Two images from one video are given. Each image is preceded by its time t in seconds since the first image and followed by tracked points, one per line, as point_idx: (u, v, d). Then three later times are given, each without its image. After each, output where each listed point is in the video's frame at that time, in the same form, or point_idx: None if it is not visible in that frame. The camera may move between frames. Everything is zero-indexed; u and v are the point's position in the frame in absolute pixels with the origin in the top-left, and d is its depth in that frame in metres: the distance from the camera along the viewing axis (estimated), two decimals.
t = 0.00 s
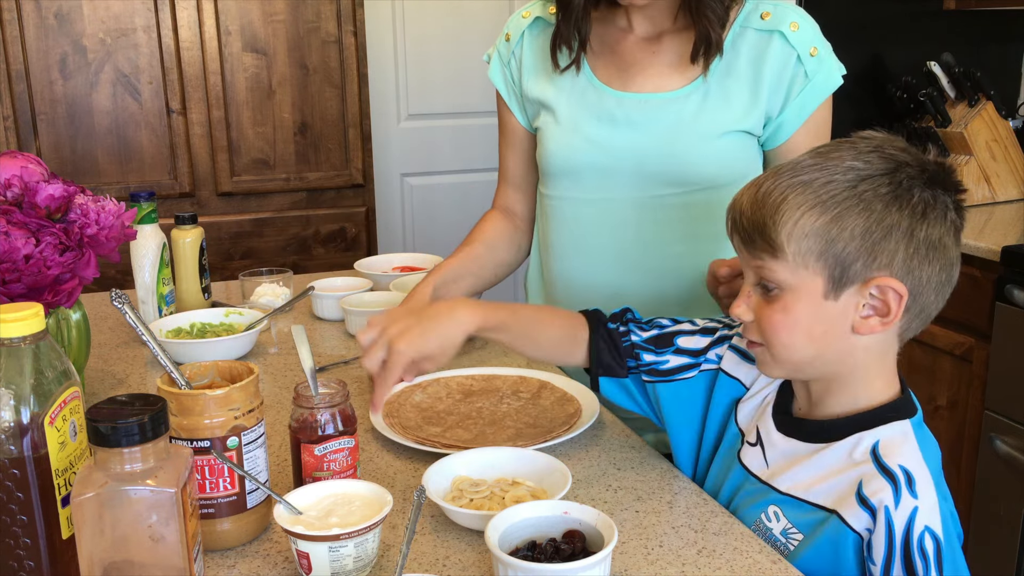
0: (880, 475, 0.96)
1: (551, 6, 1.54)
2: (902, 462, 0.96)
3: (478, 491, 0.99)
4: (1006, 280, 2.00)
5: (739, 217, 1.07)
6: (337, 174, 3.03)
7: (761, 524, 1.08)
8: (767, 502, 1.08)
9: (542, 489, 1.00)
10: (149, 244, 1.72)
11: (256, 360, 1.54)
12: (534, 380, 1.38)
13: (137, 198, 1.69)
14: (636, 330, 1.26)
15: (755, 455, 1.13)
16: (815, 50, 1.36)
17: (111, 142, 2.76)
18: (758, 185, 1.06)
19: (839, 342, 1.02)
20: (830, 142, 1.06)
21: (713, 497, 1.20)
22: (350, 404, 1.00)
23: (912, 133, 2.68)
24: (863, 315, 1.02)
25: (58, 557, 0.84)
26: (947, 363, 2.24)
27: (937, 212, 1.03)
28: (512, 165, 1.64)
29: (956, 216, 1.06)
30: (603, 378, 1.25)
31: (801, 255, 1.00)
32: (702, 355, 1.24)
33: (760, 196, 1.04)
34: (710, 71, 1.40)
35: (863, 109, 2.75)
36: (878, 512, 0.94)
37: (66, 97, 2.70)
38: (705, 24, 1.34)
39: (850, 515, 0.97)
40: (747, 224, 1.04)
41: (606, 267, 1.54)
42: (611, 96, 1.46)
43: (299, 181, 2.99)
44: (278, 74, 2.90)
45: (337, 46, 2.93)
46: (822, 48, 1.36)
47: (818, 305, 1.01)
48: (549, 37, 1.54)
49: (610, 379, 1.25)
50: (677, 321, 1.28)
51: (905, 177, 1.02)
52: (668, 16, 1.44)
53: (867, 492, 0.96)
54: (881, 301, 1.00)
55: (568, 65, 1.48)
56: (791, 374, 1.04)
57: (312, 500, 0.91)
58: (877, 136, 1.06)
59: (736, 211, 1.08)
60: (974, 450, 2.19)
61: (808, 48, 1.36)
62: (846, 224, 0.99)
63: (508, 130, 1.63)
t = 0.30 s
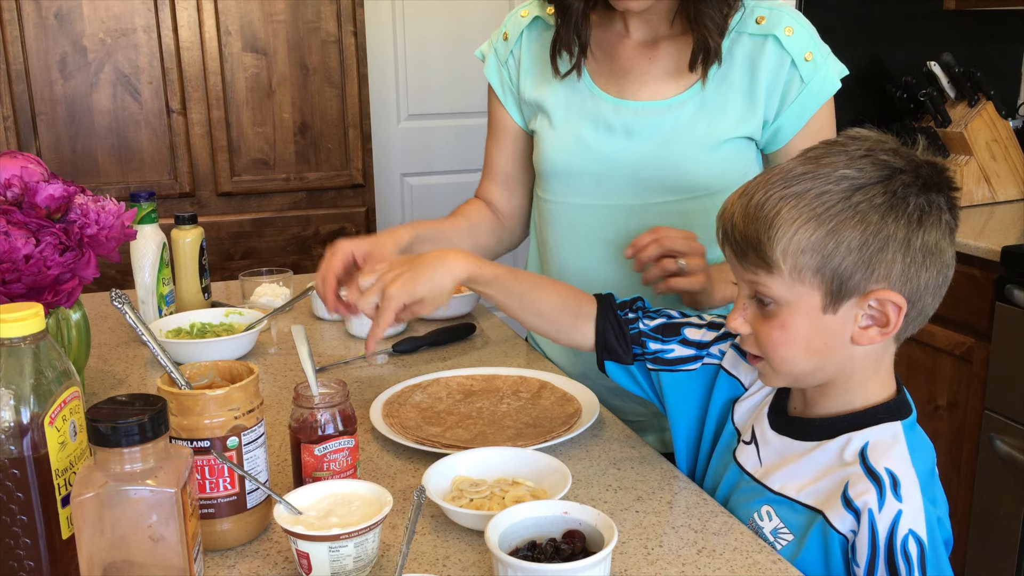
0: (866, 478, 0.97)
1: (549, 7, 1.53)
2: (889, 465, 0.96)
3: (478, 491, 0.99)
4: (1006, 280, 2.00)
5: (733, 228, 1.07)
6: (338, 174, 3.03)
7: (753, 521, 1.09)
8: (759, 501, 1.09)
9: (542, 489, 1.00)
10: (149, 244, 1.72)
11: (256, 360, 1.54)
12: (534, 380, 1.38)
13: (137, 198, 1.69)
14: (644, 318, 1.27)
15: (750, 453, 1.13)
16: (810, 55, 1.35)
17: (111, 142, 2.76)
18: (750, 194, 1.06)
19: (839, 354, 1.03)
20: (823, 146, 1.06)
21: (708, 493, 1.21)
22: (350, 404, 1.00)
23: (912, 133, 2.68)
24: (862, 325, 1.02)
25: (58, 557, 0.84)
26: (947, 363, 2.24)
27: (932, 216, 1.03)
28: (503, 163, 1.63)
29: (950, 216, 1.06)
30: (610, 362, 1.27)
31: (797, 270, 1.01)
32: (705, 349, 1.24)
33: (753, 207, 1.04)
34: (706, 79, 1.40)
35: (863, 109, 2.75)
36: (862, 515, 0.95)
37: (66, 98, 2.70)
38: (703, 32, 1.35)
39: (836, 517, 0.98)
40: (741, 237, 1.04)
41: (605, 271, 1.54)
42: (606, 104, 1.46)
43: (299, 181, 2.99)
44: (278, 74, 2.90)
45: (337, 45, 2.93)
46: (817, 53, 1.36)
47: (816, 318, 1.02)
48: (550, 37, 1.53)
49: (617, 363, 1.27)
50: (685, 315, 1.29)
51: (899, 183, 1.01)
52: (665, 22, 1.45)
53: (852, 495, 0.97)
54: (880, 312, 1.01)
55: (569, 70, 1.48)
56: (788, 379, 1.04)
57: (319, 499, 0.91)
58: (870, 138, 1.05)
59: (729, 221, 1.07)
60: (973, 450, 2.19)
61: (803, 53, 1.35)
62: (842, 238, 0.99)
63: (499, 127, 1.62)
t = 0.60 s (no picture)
0: (862, 485, 0.98)
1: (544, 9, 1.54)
2: (886, 472, 0.97)
3: (478, 491, 0.99)
4: (1007, 280, 2.00)
5: (729, 241, 1.06)
6: (337, 174, 3.03)
7: (751, 523, 1.12)
8: (759, 504, 1.12)
9: (542, 489, 1.00)
10: (149, 244, 1.72)
11: (255, 360, 1.54)
12: (534, 380, 1.38)
13: (137, 198, 1.69)
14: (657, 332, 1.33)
15: (752, 459, 1.16)
16: (805, 59, 1.35)
17: (111, 143, 2.76)
18: (745, 206, 1.05)
19: (840, 362, 1.03)
20: (816, 152, 1.05)
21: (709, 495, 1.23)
22: (350, 404, 1.00)
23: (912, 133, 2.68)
24: (866, 333, 1.02)
25: (58, 557, 0.84)
26: (946, 363, 2.24)
27: (932, 219, 1.02)
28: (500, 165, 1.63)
29: (949, 218, 1.05)
30: (627, 376, 1.31)
31: (799, 283, 1.00)
32: (715, 360, 1.28)
33: (750, 220, 1.04)
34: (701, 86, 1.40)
35: (864, 109, 2.75)
36: (857, 522, 0.96)
37: (67, 98, 2.70)
38: (696, 39, 1.36)
39: (832, 525, 1.00)
40: (738, 251, 1.04)
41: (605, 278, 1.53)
42: (604, 113, 1.46)
43: (299, 181, 2.99)
44: (278, 74, 2.90)
45: (337, 45, 2.93)
46: (813, 55, 1.35)
47: (819, 329, 1.02)
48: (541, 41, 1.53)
49: (634, 377, 1.30)
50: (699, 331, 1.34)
51: (897, 189, 1.01)
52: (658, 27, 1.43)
53: (847, 502, 0.98)
54: (885, 321, 1.01)
55: (557, 72, 1.49)
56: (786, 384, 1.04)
57: (319, 499, 0.91)
58: (864, 143, 1.04)
59: (725, 234, 1.07)
60: (973, 451, 2.19)
61: (798, 56, 1.35)
62: (842, 249, 0.99)
63: (495, 128, 1.62)
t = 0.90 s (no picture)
0: (851, 487, 1.00)
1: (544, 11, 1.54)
2: (875, 475, 0.99)
3: (478, 491, 0.99)
4: (1007, 279, 2.00)
5: (728, 249, 1.06)
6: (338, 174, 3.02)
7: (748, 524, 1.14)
8: (754, 503, 1.14)
9: (542, 489, 1.00)
10: (149, 244, 1.72)
11: (256, 360, 1.54)
12: (534, 380, 1.38)
13: (137, 198, 1.69)
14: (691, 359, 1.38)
15: (753, 457, 1.18)
16: (804, 60, 1.34)
17: (111, 143, 2.76)
18: (744, 213, 1.04)
19: (842, 367, 1.04)
20: (814, 155, 1.04)
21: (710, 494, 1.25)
22: (350, 404, 1.00)
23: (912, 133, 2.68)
24: (867, 339, 1.02)
25: (58, 557, 0.84)
26: (947, 363, 2.24)
27: (931, 223, 1.03)
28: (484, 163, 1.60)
29: (948, 220, 1.05)
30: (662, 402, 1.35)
31: (802, 292, 1.00)
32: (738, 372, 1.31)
33: (750, 228, 1.03)
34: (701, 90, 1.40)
35: (864, 109, 2.75)
36: (841, 522, 0.99)
37: (66, 98, 2.70)
38: (699, 45, 1.34)
39: (818, 524, 1.02)
40: (738, 260, 1.04)
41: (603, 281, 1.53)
42: (603, 118, 1.46)
43: (299, 181, 2.99)
44: (278, 74, 2.90)
45: (337, 46, 2.93)
46: (811, 57, 1.35)
47: (822, 337, 1.02)
48: (544, 46, 1.54)
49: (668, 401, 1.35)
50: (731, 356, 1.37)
51: (897, 194, 1.01)
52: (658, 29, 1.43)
53: (834, 502, 1.01)
54: (886, 326, 1.01)
55: (560, 76, 1.49)
56: (786, 385, 1.05)
57: (318, 499, 0.91)
58: (863, 146, 1.04)
59: (723, 241, 1.06)
60: (974, 451, 2.19)
61: (797, 58, 1.34)
62: (845, 257, 0.99)
63: (481, 123, 1.60)
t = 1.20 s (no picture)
0: (857, 493, 1.01)
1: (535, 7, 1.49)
2: (882, 482, 1.00)
3: (478, 491, 0.99)
4: (1006, 279, 2.00)
5: (741, 259, 1.05)
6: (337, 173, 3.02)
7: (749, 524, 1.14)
8: (758, 505, 1.14)
9: (542, 489, 1.00)
10: (149, 244, 1.72)
11: (255, 360, 1.54)
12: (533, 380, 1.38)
13: (137, 198, 1.69)
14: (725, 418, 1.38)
15: (756, 460, 1.19)
16: (770, 79, 1.31)
17: (111, 143, 2.76)
18: (759, 225, 1.03)
19: (855, 378, 1.04)
20: (829, 163, 1.02)
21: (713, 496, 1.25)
22: (350, 404, 1.00)
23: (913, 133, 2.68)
24: (881, 351, 1.03)
25: (58, 557, 0.84)
26: (947, 363, 2.24)
27: (947, 236, 1.03)
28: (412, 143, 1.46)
29: (962, 229, 1.05)
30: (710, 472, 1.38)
31: (817, 307, 1.00)
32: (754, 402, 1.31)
33: (767, 241, 1.01)
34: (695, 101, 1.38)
35: (864, 109, 2.74)
36: (847, 528, 0.99)
37: (67, 98, 2.70)
38: (696, 51, 1.32)
39: (823, 530, 1.02)
40: (753, 273, 1.03)
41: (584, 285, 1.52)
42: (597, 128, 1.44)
43: (299, 181, 2.99)
44: (278, 74, 2.90)
45: (337, 45, 2.93)
46: (781, 75, 1.31)
47: (835, 350, 1.02)
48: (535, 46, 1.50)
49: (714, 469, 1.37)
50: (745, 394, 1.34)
51: (916, 209, 1.00)
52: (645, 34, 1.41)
53: (840, 508, 1.01)
54: (900, 339, 1.01)
55: (554, 76, 1.47)
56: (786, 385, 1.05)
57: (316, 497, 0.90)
58: (882, 157, 1.02)
59: (737, 251, 1.05)
60: (974, 451, 2.19)
61: (764, 75, 1.32)
62: (863, 273, 0.98)
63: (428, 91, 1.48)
